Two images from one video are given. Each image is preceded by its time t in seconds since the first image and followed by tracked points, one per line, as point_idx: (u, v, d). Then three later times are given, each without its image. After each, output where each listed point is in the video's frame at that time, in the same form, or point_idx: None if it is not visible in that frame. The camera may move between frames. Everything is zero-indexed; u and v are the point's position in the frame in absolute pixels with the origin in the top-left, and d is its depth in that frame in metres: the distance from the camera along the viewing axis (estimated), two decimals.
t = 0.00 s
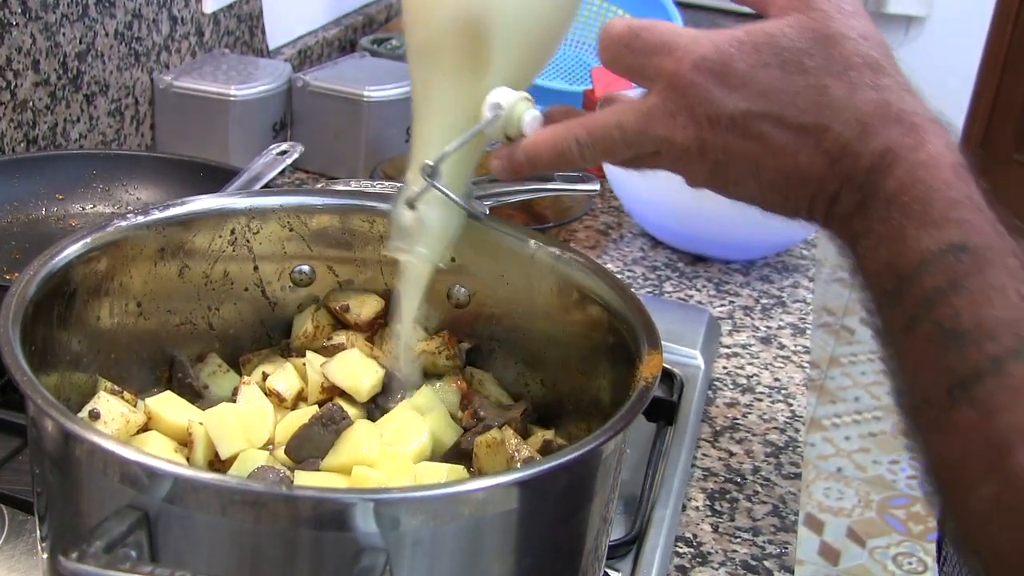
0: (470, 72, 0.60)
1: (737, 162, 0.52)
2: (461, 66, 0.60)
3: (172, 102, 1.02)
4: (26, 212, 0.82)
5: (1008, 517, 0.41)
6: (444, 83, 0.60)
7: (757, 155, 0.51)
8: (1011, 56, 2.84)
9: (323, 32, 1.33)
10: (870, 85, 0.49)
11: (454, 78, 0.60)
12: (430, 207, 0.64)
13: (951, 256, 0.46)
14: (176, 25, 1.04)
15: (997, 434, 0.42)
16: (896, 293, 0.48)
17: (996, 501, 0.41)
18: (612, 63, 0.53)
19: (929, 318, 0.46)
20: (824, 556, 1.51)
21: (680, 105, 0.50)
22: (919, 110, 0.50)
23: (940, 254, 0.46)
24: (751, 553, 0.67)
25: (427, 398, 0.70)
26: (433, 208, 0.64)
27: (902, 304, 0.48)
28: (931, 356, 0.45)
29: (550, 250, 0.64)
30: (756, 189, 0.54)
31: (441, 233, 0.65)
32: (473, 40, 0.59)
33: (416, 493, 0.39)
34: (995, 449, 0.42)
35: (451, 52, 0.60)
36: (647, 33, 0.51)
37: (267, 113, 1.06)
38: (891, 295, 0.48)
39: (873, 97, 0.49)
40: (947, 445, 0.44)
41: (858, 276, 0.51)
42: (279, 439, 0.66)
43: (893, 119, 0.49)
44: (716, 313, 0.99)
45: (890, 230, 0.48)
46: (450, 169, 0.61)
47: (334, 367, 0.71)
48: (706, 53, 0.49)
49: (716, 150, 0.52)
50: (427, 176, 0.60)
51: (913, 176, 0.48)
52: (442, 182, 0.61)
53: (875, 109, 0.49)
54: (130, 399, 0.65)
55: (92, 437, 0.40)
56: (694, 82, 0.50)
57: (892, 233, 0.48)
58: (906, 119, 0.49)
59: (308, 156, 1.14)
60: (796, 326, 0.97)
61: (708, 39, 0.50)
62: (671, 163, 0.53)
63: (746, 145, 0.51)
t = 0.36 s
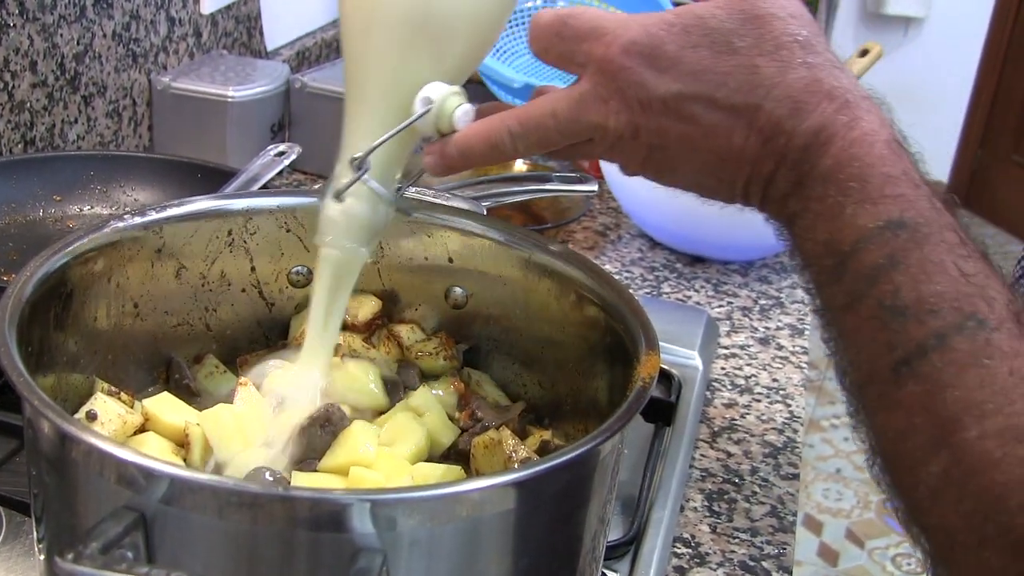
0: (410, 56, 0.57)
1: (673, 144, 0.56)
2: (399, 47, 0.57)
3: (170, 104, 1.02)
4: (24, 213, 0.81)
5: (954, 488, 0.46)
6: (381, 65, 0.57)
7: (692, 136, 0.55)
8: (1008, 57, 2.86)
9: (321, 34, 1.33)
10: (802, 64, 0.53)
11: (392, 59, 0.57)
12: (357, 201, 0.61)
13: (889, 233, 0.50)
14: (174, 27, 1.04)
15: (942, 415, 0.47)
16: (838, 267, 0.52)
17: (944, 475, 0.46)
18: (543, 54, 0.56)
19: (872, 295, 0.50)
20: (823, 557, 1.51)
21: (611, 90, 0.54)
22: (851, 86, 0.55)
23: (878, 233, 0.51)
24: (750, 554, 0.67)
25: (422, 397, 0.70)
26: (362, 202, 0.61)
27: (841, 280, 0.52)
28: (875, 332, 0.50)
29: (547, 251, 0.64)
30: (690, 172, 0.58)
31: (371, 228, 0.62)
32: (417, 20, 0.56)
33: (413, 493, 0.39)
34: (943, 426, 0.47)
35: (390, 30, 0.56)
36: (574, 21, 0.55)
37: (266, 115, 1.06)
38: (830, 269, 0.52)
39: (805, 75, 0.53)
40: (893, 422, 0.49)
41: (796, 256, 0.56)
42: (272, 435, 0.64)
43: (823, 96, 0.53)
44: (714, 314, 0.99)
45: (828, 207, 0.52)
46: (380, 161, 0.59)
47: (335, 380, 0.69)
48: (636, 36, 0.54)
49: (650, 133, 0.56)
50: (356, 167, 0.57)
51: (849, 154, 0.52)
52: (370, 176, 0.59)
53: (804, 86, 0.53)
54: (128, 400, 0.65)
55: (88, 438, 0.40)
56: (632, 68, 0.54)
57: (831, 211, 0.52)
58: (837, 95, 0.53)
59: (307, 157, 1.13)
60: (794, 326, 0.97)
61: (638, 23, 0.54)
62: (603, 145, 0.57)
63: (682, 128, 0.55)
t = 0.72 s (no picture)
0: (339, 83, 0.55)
1: (631, 165, 0.53)
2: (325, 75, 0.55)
3: (169, 101, 1.02)
4: (23, 210, 0.81)
5: (959, 518, 0.46)
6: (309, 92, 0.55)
7: (653, 155, 0.52)
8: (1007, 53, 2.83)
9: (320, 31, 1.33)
10: (765, 73, 0.51)
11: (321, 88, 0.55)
12: (280, 235, 0.56)
13: (871, 252, 0.50)
14: (173, 24, 1.04)
15: (942, 445, 0.47)
16: (817, 289, 0.52)
17: (944, 502, 0.47)
18: (485, 73, 0.52)
19: (854, 317, 0.51)
20: (822, 555, 1.52)
21: (561, 110, 0.50)
22: (816, 95, 0.53)
23: (857, 253, 0.51)
24: (748, 551, 0.67)
25: (422, 393, 0.68)
26: (286, 233, 0.56)
27: (823, 302, 0.52)
28: (863, 356, 0.50)
29: (545, 246, 0.64)
30: (654, 190, 0.55)
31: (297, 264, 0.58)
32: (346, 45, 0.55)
33: (411, 488, 0.39)
34: (942, 456, 0.47)
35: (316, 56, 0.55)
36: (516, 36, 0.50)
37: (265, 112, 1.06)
38: (809, 290, 0.52)
39: (768, 87, 0.51)
40: (885, 443, 0.50)
41: (770, 272, 0.55)
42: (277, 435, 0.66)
43: (790, 107, 0.51)
44: (713, 311, 0.99)
45: (808, 229, 0.52)
46: (307, 195, 0.56)
47: (346, 384, 0.68)
48: (585, 51, 0.49)
49: (605, 154, 0.53)
50: (282, 199, 0.54)
51: (821, 169, 0.51)
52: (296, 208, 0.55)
53: (768, 98, 0.51)
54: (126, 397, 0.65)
55: (86, 433, 0.40)
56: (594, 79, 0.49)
57: (808, 230, 0.52)
58: (804, 107, 0.52)
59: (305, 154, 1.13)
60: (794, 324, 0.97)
61: (585, 37, 0.50)
62: (554, 168, 0.53)
63: (641, 147, 0.52)
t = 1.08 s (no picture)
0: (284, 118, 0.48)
1: (618, 201, 0.47)
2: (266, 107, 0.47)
3: (165, 98, 1.02)
4: (20, 208, 0.81)
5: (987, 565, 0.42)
6: (243, 127, 0.48)
7: (644, 190, 0.46)
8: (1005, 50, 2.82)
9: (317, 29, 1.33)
10: (762, 97, 0.44)
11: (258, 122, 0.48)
12: (225, 288, 0.50)
13: (885, 285, 0.45)
14: (170, 22, 1.04)
15: (967, 492, 0.43)
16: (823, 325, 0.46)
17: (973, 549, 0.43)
18: (452, 104, 0.46)
19: (869, 355, 0.45)
20: (820, 552, 1.52)
21: (542, 143, 0.44)
22: (815, 117, 0.46)
23: (870, 286, 0.45)
24: (745, 547, 0.67)
25: (421, 391, 0.69)
26: (233, 286, 0.50)
27: (833, 339, 0.46)
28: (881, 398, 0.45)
29: (541, 243, 0.64)
30: (643, 224, 0.48)
31: (242, 321, 0.51)
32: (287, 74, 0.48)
33: (408, 483, 0.39)
34: (971, 502, 0.43)
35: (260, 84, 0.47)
36: (487, 64, 0.44)
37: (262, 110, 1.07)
38: (816, 326, 0.47)
39: (767, 111, 0.44)
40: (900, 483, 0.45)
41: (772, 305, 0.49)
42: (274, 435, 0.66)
43: (789, 132, 0.44)
44: (710, 308, 0.99)
45: (815, 263, 0.45)
46: (253, 245, 0.50)
47: (342, 379, 0.68)
48: (568, 80, 0.43)
49: (592, 190, 0.46)
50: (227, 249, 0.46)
51: (826, 199, 0.44)
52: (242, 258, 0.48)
53: (766, 124, 0.43)
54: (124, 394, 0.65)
55: (83, 428, 0.40)
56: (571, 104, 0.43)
57: (818, 267, 0.45)
58: (803, 131, 0.45)
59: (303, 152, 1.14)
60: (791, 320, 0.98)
61: (566, 64, 0.43)
62: (535, 207, 0.47)
63: (630, 180, 0.45)
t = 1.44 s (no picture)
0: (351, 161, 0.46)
1: (698, 241, 0.41)
2: (330, 150, 0.46)
3: (165, 97, 1.02)
4: (19, 205, 0.81)
5: None
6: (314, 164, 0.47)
7: (727, 231, 0.40)
8: (1003, 52, 2.84)
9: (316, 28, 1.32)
10: (844, 137, 0.38)
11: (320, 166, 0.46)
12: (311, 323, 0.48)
13: (964, 324, 0.40)
14: (169, 20, 1.04)
15: None
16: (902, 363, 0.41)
17: None
18: (534, 140, 0.40)
19: (945, 392, 0.41)
20: (817, 552, 1.52)
21: (626, 183, 0.39)
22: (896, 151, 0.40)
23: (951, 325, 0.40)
24: (745, 546, 0.67)
25: (421, 389, 0.69)
26: (319, 320, 0.48)
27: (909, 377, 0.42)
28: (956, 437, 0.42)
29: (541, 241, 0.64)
30: (718, 266, 0.42)
31: (328, 355, 0.50)
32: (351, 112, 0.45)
33: (409, 481, 0.39)
34: None
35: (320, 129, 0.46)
36: (570, 101, 0.39)
37: (260, 108, 1.07)
38: (893, 362, 0.42)
39: (849, 151, 0.38)
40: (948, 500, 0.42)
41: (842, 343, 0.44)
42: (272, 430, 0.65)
43: (872, 171, 0.38)
44: (709, 307, 0.99)
45: (895, 301, 0.40)
46: (338, 278, 0.48)
47: (342, 376, 0.68)
48: (650, 121, 0.38)
49: (671, 229, 0.40)
50: (311, 283, 0.45)
51: (908, 239, 0.39)
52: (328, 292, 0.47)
53: (849, 165, 0.38)
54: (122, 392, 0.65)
55: (83, 425, 0.40)
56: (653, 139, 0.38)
57: (899, 309, 0.40)
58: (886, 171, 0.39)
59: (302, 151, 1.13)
60: (789, 320, 0.98)
61: (651, 102, 0.38)
62: (613, 244, 0.41)
63: (713, 222, 0.40)
